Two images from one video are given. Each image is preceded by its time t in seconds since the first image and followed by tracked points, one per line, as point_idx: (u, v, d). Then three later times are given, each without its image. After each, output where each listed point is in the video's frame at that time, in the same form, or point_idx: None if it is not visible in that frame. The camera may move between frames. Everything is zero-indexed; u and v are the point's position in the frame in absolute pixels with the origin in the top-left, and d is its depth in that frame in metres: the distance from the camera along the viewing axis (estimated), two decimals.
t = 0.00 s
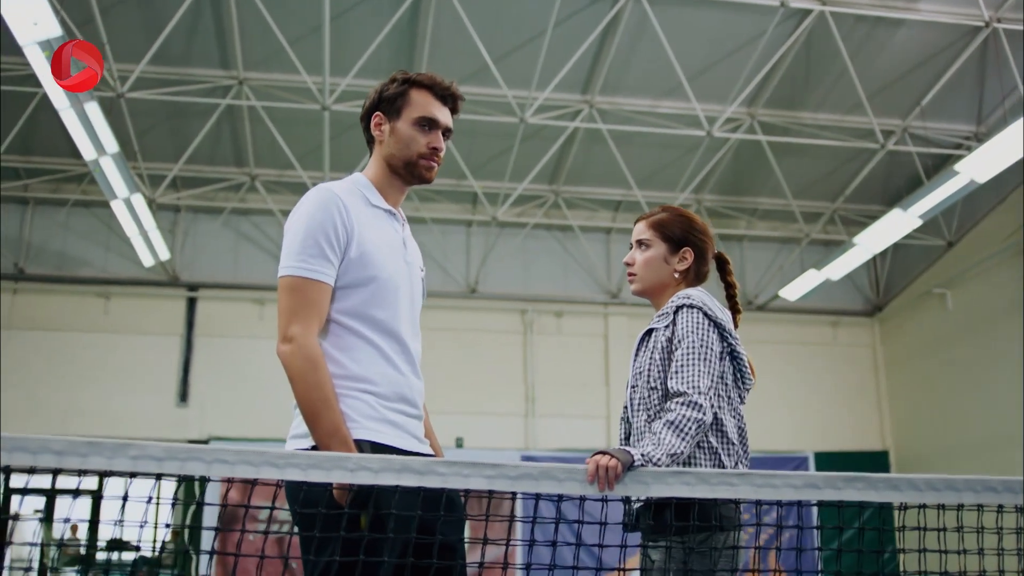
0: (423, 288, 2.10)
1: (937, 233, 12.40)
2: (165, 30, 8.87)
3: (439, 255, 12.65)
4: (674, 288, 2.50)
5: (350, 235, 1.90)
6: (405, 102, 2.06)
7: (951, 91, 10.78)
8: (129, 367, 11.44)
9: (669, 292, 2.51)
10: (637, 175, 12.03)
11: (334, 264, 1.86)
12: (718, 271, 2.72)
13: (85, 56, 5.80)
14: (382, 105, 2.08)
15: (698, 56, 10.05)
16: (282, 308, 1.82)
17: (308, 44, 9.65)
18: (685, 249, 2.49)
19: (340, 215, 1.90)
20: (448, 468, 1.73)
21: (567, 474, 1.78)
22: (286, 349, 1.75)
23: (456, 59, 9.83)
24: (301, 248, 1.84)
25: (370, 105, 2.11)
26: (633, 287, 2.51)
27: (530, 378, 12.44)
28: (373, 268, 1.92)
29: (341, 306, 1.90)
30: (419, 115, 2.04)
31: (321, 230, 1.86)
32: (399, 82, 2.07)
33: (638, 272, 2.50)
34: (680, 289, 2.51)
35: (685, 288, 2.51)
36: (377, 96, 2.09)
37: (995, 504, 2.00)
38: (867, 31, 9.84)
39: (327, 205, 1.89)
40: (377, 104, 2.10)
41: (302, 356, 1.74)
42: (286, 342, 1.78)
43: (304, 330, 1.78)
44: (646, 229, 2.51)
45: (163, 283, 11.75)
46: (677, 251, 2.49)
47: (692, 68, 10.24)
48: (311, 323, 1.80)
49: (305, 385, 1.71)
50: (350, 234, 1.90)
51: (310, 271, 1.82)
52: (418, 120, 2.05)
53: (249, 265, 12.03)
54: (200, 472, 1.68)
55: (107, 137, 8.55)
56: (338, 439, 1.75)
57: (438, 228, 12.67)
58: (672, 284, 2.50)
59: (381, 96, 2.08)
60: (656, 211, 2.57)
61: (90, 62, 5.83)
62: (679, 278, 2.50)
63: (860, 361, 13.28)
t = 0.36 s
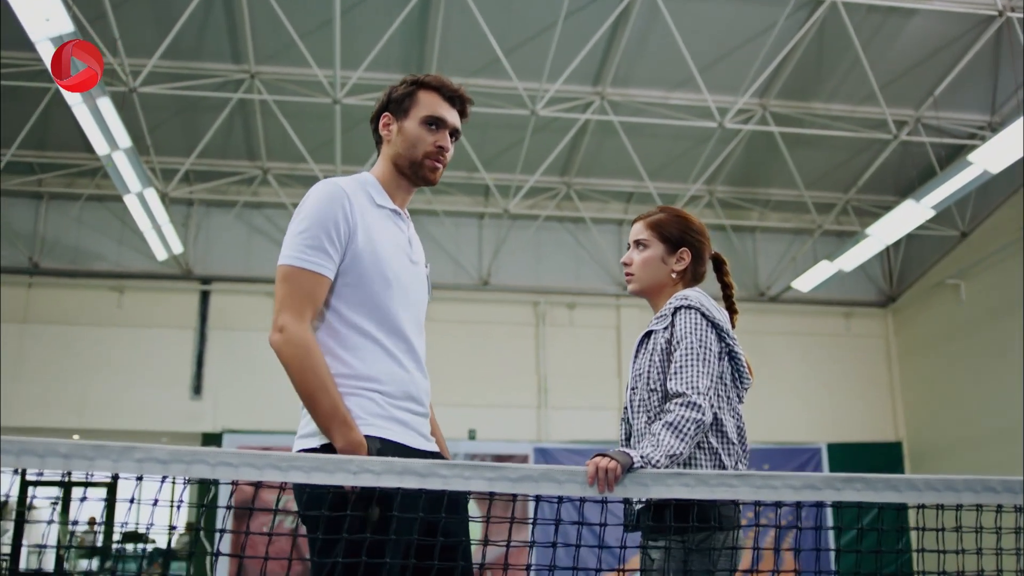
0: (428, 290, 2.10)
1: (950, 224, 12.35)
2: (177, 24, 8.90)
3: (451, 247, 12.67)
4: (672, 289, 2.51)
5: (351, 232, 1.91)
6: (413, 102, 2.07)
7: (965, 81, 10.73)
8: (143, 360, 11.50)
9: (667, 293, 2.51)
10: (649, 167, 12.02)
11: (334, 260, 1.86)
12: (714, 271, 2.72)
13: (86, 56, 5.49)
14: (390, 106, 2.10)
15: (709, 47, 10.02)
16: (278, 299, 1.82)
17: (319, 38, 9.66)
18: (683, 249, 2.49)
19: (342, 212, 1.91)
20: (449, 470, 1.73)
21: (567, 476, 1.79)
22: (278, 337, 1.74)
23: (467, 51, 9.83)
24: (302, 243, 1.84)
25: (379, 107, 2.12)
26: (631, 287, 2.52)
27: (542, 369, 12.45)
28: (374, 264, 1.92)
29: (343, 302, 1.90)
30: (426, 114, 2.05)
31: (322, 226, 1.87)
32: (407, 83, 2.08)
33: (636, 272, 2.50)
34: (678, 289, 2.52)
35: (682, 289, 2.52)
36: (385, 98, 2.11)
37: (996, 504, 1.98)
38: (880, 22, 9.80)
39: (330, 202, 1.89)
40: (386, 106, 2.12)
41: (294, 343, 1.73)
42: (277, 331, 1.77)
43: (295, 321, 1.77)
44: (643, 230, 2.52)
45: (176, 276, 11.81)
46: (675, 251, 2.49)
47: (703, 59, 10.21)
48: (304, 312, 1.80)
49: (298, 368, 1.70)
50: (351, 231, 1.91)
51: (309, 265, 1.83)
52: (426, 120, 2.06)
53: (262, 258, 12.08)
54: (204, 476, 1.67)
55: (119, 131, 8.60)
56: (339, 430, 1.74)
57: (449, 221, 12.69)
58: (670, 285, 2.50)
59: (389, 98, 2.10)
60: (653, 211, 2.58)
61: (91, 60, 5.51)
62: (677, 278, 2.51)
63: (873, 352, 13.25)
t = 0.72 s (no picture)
0: (429, 292, 2.11)
1: (960, 215, 12.32)
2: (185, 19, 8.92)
3: (460, 239, 12.69)
4: (666, 291, 2.51)
5: (350, 237, 1.91)
6: (412, 106, 2.07)
7: (975, 72, 10.69)
8: (152, 353, 11.54)
9: (661, 295, 2.51)
10: (657, 158, 12.00)
11: (335, 268, 1.87)
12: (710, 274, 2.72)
13: (85, 56, 5.48)
14: (390, 109, 2.10)
15: (718, 39, 9.99)
16: (281, 309, 1.82)
17: (327, 32, 9.67)
18: (678, 252, 2.49)
19: (340, 218, 1.91)
20: (447, 473, 1.73)
21: (565, 479, 1.79)
22: (285, 348, 1.75)
23: (475, 44, 9.84)
24: (302, 250, 1.84)
25: (378, 111, 2.12)
26: (625, 288, 2.52)
27: (551, 361, 12.46)
28: (375, 269, 1.93)
29: (343, 308, 1.90)
30: (425, 118, 2.05)
31: (321, 233, 1.87)
32: (407, 87, 2.08)
33: (630, 273, 2.50)
34: (672, 291, 2.51)
35: (677, 291, 2.52)
36: (385, 101, 2.12)
37: (995, 506, 1.97)
38: (889, 13, 9.75)
39: (329, 209, 1.89)
40: (386, 109, 2.12)
41: (301, 355, 1.74)
42: (283, 343, 1.77)
43: (301, 331, 1.78)
44: (639, 231, 2.52)
45: (186, 269, 11.84)
46: (670, 254, 2.49)
47: (711, 51, 10.19)
48: (308, 323, 1.80)
49: (304, 379, 1.71)
50: (350, 237, 1.91)
51: (310, 272, 1.83)
52: (425, 124, 2.06)
53: (271, 250, 12.11)
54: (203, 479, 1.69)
55: (128, 125, 8.62)
56: (340, 439, 1.74)
57: (458, 213, 12.70)
58: (665, 286, 2.50)
59: (389, 101, 2.10)
60: (649, 213, 2.59)
61: (90, 60, 5.50)
62: (671, 280, 2.51)
63: (882, 343, 13.22)
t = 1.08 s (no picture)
0: (423, 295, 2.11)
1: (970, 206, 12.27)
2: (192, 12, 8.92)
3: (469, 231, 12.70)
4: (653, 295, 2.50)
5: (347, 243, 1.91)
6: (404, 111, 2.08)
7: (985, 62, 10.63)
8: (162, 345, 11.58)
9: (649, 299, 2.50)
10: (665, 150, 11.99)
11: (334, 274, 1.87)
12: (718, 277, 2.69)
13: (84, 55, 5.52)
14: (382, 115, 2.11)
15: (726, 30, 9.97)
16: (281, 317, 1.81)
17: (333, 25, 9.66)
18: (660, 254, 2.48)
19: (337, 224, 1.91)
20: (445, 478, 1.74)
21: (563, 483, 1.78)
22: (291, 358, 1.76)
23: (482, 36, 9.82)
24: (300, 257, 1.85)
25: (370, 117, 2.13)
26: (614, 294, 2.54)
27: (560, 353, 12.45)
28: (372, 274, 1.93)
29: (341, 313, 1.90)
30: (417, 122, 2.06)
31: (318, 240, 1.87)
32: (398, 91, 2.09)
33: (616, 278, 2.52)
34: (657, 294, 2.50)
35: (664, 294, 2.50)
36: (377, 107, 2.12)
37: (994, 509, 1.96)
38: (898, 4, 9.71)
39: (325, 216, 1.90)
40: (379, 114, 2.13)
41: (309, 365, 1.75)
42: (289, 352, 1.78)
43: (305, 339, 1.78)
44: (626, 236, 2.53)
45: (195, 262, 11.87)
46: (652, 257, 2.49)
47: (719, 42, 10.16)
48: (311, 330, 1.80)
49: (309, 392, 1.72)
50: (347, 243, 1.91)
51: (310, 280, 1.83)
52: (416, 128, 2.06)
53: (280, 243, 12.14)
54: (204, 484, 1.71)
55: (136, 119, 8.64)
56: (344, 445, 1.75)
57: (467, 205, 12.72)
58: (650, 290, 2.50)
59: (381, 107, 2.11)
60: (641, 216, 2.59)
61: (89, 60, 5.52)
62: (657, 283, 2.50)
63: (892, 335, 13.19)
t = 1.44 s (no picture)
0: (417, 298, 2.12)
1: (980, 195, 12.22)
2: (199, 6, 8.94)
3: (477, 222, 12.72)
4: (640, 297, 2.49)
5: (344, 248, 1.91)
6: (401, 115, 2.09)
7: (994, 52, 10.59)
8: (171, 337, 11.62)
9: (638, 301, 2.50)
10: (673, 141, 11.97)
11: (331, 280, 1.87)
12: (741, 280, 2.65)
13: (84, 55, 5.51)
14: (379, 119, 2.12)
15: (733, 21, 9.94)
16: (280, 321, 1.82)
17: (340, 18, 9.67)
18: (636, 256, 2.48)
19: (333, 230, 1.91)
20: (443, 480, 1.75)
21: (558, 485, 1.79)
22: (291, 359, 1.76)
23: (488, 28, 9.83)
24: (297, 260, 1.85)
25: (368, 120, 2.14)
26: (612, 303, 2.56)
27: (569, 345, 12.46)
28: (367, 279, 1.94)
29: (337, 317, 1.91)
30: (414, 128, 2.07)
31: (315, 244, 1.87)
32: (396, 96, 2.10)
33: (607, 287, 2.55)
34: (643, 297, 2.49)
35: (652, 296, 2.48)
36: (375, 110, 2.13)
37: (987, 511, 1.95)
38: None
39: (322, 221, 1.90)
40: (375, 118, 2.14)
41: (306, 367, 1.75)
42: (289, 351, 1.78)
43: (307, 339, 1.79)
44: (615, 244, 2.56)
45: (204, 255, 11.89)
46: (631, 261, 2.49)
47: (727, 33, 10.13)
48: (310, 333, 1.81)
49: (306, 394, 1.72)
50: (344, 249, 1.92)
51: (309, 285, 1.83)
52: (413, 134, 2.07)
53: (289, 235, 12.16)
54: (205, 487, 1.70)
55: (143, 113, 8.66)
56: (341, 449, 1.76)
57: (475, 196, 12.74)
58: (637, 294, 2.50)
59: (379, 111, 2.12)
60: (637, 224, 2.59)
61: (90, 60, 5.50)
62: (641, 286, 2.49)
63: (901, 326, 13.16)
